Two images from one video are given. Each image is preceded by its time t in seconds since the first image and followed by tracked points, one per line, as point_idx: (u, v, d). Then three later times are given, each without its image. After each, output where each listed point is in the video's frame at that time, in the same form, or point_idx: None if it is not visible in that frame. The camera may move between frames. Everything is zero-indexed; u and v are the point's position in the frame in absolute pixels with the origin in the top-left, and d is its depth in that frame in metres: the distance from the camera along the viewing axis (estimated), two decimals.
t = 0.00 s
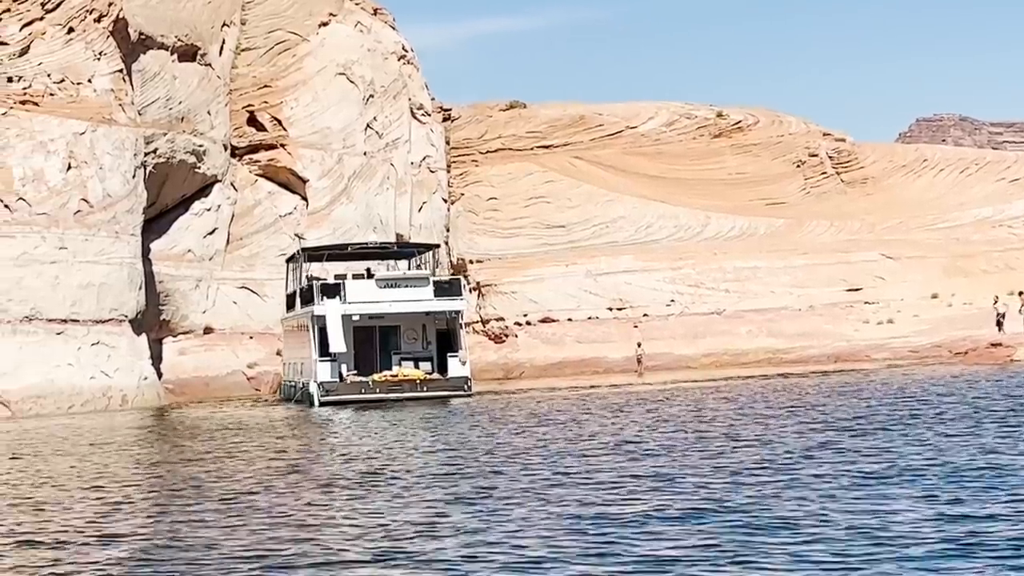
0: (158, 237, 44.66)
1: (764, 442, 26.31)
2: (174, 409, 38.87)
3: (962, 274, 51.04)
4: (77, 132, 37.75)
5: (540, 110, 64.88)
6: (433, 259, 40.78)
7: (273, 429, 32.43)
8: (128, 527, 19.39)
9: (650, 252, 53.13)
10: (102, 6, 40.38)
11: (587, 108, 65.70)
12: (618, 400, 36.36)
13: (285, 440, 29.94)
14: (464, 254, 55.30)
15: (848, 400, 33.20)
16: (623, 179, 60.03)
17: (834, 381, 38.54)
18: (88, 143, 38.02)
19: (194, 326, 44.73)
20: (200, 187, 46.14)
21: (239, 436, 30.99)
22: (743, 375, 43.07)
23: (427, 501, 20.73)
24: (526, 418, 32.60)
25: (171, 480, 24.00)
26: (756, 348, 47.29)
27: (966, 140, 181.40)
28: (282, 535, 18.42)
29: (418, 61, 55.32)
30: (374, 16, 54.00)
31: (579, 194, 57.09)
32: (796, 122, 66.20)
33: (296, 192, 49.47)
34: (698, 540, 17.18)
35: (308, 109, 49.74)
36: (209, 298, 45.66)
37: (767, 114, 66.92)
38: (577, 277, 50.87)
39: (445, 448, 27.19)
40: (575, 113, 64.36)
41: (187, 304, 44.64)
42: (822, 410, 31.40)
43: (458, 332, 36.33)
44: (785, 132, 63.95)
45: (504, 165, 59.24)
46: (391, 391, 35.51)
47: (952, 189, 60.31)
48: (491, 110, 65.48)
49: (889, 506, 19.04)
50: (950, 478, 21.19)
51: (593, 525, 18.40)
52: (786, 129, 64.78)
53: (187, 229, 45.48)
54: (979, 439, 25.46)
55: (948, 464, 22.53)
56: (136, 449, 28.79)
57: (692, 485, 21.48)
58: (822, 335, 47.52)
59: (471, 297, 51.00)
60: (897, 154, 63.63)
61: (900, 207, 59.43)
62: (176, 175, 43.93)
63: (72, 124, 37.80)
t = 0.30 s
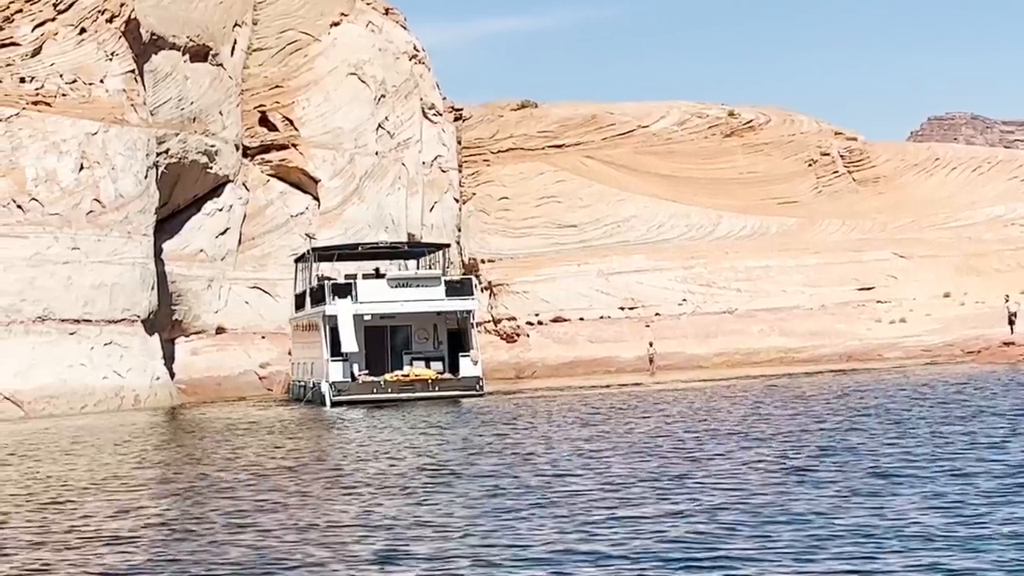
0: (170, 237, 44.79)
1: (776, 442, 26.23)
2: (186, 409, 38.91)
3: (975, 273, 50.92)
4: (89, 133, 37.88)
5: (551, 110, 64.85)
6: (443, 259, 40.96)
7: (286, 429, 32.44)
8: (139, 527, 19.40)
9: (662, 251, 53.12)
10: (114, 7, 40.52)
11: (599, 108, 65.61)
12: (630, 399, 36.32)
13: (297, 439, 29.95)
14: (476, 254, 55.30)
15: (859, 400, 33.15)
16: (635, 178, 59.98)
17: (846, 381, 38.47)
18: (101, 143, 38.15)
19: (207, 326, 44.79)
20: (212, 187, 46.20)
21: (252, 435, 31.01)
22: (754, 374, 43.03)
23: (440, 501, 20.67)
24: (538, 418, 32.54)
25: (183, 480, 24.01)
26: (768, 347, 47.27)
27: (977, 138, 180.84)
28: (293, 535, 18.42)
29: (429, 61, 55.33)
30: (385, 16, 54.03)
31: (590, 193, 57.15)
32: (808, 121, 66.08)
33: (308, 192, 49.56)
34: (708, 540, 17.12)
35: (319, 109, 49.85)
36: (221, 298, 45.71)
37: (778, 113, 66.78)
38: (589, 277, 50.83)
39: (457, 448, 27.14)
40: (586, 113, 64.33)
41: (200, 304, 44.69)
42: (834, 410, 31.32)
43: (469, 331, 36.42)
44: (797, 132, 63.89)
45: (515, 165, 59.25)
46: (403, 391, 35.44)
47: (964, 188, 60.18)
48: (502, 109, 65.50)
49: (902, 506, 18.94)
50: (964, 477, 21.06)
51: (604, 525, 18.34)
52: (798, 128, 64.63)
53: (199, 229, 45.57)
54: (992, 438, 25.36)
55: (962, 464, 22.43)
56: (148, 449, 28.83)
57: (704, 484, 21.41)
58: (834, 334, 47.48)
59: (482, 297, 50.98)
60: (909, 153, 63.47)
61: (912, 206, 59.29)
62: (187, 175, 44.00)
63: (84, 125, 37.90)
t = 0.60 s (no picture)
0: (182, 237, 44.88)
1: (788, 442, 26.18)
2: (198, 410, 38.93)
3: (986, 272, 50.79)
4: (101, 133, 37.93)
5: (561, 110, 64.79)
6: (452, 259, 40.94)
7: (297, 428, 32.50)
8: (152, 527, 19.41)
9: (674, 251, 53.02)
10: (125, 8, 40.50)
11: (609, 107, 65.50)
12: (641, 399, 36.27)
13: (308, 440, 29.94)
14: (487, 254, 55.31)
15: (871, 399, 33.08)
16: (646, 178, 59.94)
17: (857, 380, 38.41)
18: (112, 144, 38.18)
19: (218, 326, 44.85)
20: (223, 188, 46.24)
21: (264, 436, 31.03)
22: (766, 374, 42.98)
23: (451, 501, 20.66)
24: (549, 418, 32.51)
25: (195, 480, 24.02)
26: (780, 347, 47.26)
27: (988, 138, 180.37)
28: (306, 534, 18.44)
29: (440, 61, 55.33)
30: (396, 16, 54.06)
31: (601, 194, 57.17)
32: (819, 121, 65.93)
33: (319, 192, 49.59)
34: (722, 540, 17.09)
35: (330, 110, 49.95)
36: (233, 298, 45.75)
37: (789, 112, 66.64)
38: (600, 277, 50.79)
39: (468, 448, 27.11)
40: (597, 113, 64.27)
41: (211, 304, 44.75)
42: (846, 410, 31.26)
43: (480, 332, 36.43)
44: (808, 131, 63.82)
45: (525, 165, 59.20)
46: (414, 391, 35.41)
47: (976, 187, 60.04)
48: (512, 110, 65.48)
49: (915, 505, 18.90)
50: (976, 477, 21.01)
51: (617, 525, 18.32)
52: (809, 128, 64.49)
53: (210, 229, 45.63)
54: (1004, 438, 25.29)
55: (974, 464, 22.37)
56: (161, 449, 28.85)
57: (716, 484, 21.38)
58: (845, 334, 47.44)
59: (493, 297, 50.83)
60: (920, 152, 63.35)
61: (924, 205, 59.15)
62: (199, 176, 44.06)
63: (96, 125, 37.92)
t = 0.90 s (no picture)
0: (192, 239, 44.98)
1: (798, 443, 26.17)
2: (207, 411, 38.97)
3: (996, 272, 50.70)
4: (111, 134, 38.01)
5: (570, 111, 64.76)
6: (459, 259, 41.23)
7: (306, 429, 32.60)
8: (163, 527, 19.46)
9: (684, 252, 52.91)
10: (135, 9, 40.72)
11: (618, 108, 65.40)
12: (651, 400, 36.27)
13: (317, 440, 29.99)
14: (496, 255, 55.40)
15: (880, 400, 33.05)
16: (655, 179, 59.95)
17: (866, 382, 38.41)
18: (122, 146, 38.28)
19: (228, 327, 44.98)
20: (233, 189, 46.29)
21: (273, 437, 31.08)
22: (775, 375, 43.00)
23: (459, 503, 20.66)
24: (559, 419, 32.54)
25: (205, 481, 24.06)
26: (789, 348, 47.31)
27: (998, 138, 180.19)
28: (316, 534, 18.49)
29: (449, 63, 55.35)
30: (405, 17, 54.11)
31: (610, 195, 57.06)
32: (829, 121, 65.82)
33: (328, 193, 49.64)
34: (731, 540, 17.11)
35: (339, 111, 49.92)
36: (242, 300, 45.86)
37: (798, 113, 66.51)
38: (610, 278, 50.76)
39: (477, 449, 27.13)
40: (606, 113, 64.23)
41: (221, 305, 44.87)
42: (855, 410, 31.24)
43: (488, 332, 36.42)
44: (817, 132, 63.74)
45: (534, 166, 59.22)
46: (424, 393, 35.45)
47: (986, 188, 59.93)
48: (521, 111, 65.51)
49: (925, 506, 18.90)
50: (986, 478, 21.01)
51: (626, 525, 18.35)
52: (818, 128, 64.32)
53: (220, 230, 45.71)
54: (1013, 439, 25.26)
55: (983, 464, 22.36)
56: (170, 450, 28.89)
57: (726, 485, 21.39)
58: (855, 335, 47.47)
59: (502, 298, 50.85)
60: (930, 153, 63.27)
61: (934, 206, 59.09)
62: (209, 177, 44.12)
63: (106, 127, 38.03)
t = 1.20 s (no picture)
0: (198, 241, 45.08)
1: (805, 445, 26.09)
2: (214, 413, 38.94)
3: (1003, 274, 50.65)
4: (118, 137, 38.01)
5: (577, 113, 64.76)
6: (463, 261, 41.47)
7: (313, 431, 32.61)
8: (168, 530, 19.45)
9: (691, 253, 52.85)
10: (142, 12, 40.76)
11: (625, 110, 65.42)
12: (659, 402, 36.21)
13: (322, 443, 29.97)
14: (503, 256, 55.33)
15: (887, 402, 32.99)
16: (662, 181, 59.94)
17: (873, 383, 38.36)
18: (129, 147, 38.29)
19: (235, 329, 45.05)
20: (240, 191, 46.31)
21: (279, 439, 31.06)
22: (782, 377, 42.97)
23: (464, 505, 20.62)
24: (565, 421, 32.48)
25: (211, 483, 24.04)
26: (796, 350, 47.31)
27: (1006, 140, 180.10)
28: (320, 537, 18.46)
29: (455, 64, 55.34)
30: (412, 19, 54.14)
31: (617, 196, 57.13)
32: (836, 123, 65.77)
33: (335, 195, 49.59)
34: (738, 543, 17.04)
35: (346, 113, 50.00)
36: (249, 301, 45.95)
37: (806, 115, 66.38)
38: (616, 279, 50.73)
39: (484, 451, 27.07)
40: (613, 115, 64.24)
41: (228, 307, 44.94)
42: (862, 412, 31.17)
43: (495, 334, 36.31)
44: (824, 134, 63.67)
45: (541, 168, 59.26)
46: (430, 395, 35.39)
47: (994, 189, 59.86)
48: (528, 113, 65.56)
49: (934, 510, 18.77)
50: (994, 480, 20.92)
51: (633, 528, 18.28)
52: (826, 130, 64.07)
53: (227, 232, 45.74)
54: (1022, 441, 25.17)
55: (993, 467, 22.24)
56: (176, 453, 28.88)
57: (734, 487, 21.31)
58: (861, 337, 47.46)
59: (508, 300, 51.00)
60: (936, 154, 63.29)
61: (941, 207, 59.05)
62: (215, 179, 44.15)
63: (113, 129, 38.04)
